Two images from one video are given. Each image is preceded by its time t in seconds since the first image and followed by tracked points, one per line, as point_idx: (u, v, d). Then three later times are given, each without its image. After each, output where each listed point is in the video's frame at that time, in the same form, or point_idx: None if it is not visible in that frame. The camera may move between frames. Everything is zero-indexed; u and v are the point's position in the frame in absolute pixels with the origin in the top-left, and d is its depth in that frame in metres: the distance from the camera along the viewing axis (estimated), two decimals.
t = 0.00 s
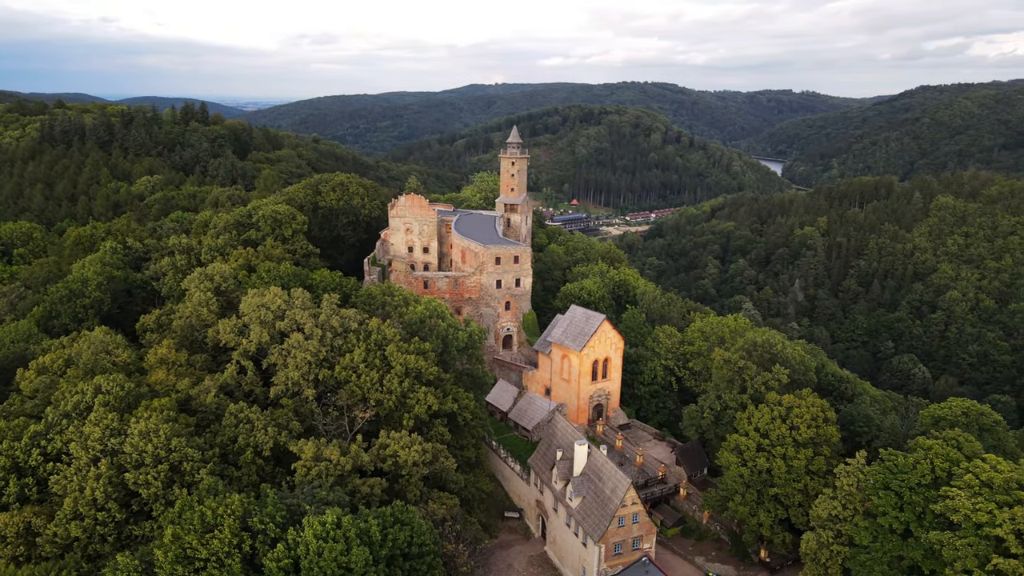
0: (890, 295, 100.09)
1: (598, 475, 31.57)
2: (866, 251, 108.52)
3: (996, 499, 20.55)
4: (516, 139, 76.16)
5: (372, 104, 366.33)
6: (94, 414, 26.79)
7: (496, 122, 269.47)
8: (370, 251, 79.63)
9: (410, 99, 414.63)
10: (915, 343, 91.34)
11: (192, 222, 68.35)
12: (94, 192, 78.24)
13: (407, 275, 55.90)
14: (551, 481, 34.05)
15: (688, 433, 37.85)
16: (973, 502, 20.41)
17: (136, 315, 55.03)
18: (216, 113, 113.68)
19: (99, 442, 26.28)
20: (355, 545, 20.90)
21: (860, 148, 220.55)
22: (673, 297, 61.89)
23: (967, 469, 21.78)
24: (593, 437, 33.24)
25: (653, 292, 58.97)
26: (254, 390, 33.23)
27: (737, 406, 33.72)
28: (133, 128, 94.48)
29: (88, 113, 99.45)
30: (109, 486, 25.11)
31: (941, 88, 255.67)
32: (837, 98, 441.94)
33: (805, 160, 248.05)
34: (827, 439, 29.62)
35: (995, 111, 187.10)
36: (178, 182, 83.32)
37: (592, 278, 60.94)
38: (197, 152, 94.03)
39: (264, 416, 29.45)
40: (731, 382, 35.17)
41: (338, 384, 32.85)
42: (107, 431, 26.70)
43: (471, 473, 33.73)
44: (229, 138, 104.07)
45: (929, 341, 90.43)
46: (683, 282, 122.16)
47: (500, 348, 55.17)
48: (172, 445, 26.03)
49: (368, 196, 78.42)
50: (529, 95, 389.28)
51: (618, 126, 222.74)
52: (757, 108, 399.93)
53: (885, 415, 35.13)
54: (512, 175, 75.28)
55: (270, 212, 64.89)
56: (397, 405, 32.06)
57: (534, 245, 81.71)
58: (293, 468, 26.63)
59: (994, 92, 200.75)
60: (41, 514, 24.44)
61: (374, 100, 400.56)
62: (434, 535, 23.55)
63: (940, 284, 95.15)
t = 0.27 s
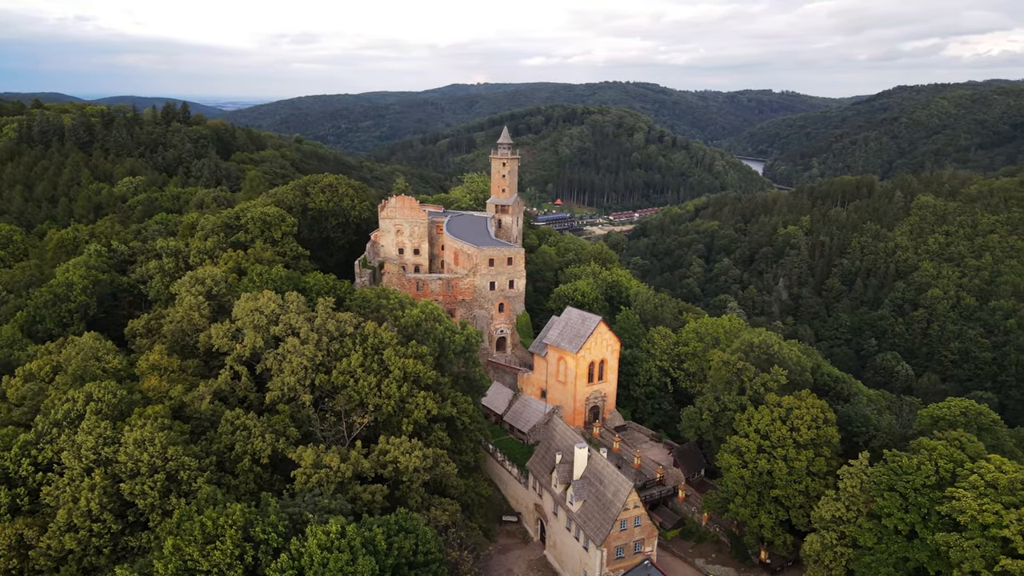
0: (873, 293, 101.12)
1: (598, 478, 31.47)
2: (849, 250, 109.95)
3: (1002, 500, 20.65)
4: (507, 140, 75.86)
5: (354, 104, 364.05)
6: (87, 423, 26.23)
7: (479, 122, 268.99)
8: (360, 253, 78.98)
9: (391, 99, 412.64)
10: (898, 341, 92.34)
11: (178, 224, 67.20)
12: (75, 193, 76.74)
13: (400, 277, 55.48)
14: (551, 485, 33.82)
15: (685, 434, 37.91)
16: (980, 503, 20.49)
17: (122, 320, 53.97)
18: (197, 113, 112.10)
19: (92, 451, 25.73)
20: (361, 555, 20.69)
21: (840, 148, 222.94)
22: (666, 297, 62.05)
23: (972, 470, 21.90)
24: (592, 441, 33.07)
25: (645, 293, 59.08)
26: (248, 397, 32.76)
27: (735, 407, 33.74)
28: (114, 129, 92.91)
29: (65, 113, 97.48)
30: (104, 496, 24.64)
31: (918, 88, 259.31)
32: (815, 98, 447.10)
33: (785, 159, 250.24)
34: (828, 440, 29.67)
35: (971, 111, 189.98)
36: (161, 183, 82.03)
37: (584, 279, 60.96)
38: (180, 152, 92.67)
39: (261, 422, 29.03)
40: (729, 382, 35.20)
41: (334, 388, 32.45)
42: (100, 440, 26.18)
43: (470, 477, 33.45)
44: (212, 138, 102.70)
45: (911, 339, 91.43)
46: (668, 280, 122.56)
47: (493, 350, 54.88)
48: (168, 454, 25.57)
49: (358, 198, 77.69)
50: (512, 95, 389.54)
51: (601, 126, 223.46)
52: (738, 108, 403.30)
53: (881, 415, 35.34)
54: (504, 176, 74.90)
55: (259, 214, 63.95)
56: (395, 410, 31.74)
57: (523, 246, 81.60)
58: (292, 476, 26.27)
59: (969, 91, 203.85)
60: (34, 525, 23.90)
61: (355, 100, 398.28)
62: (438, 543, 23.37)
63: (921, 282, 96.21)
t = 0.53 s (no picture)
0: (856, 292, 102.03)
1: (599, 482, 31.24)
2: (832, 249, 111.12)
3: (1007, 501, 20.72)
4: (497, 141, 75.54)
5: (336, 103, 361.52)
6: (77, 433, 25.65)
7: (462, 122, 268.40)
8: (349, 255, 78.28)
9: (373, 98, 410.36)
10: (882, 339, 93.27)
11: (164, 227, 66.05)
12: (55, 195, 75.14)
13: (392, 279, 55.01)
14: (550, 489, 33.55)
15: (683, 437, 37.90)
16: (986, 505, 20.54)
17: (107, 325, 52.94)
18: (178, 112, 110.46)
19: (84, 461, 25.17)
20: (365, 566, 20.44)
21: (821, 147, 225.00)
22: (658, 298, 62.13)
23: (977, 471, 21.96)
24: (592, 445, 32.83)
25: (638, 294, 59.08)
26: (242, 403, 32.22)
27: (734, 409, 33.71)
28: (94, 129, 91.19)
29: (42, 113, 95.45)
30: (97, 508, 24.11)
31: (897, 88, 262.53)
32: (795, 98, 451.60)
33: (767, 159, 252.11)
34: (828, 442, 29.70)
35: (949, 110, 192.51)
36: (144, 184, 80.68)
37: (577, 280, 60.85)
38: (162, 153, 91.23)
39: (256, 430, 28.53)
40: (727, 384, 35.15)
41: (330, 394, 31.98)
42: (90, 450, 25.58)
43: (469, 483, 33.12)
44: (194, 139, 101.27)
45: (895, 337, 92.29)
46: (653, 280, 122.84)
47: (487, 352, 54.52)
48: (163, 464, 25.05)
49: (347, 199, 76.90)
50: (495, 94, 389.37)
51: (584, 126, 223.97)
52: (719, 108, 406.02)
53: (877, 416, 35.51)
54: (494, 177, 74.53)
55: (248, 216, 62.94)
56: (393, 416, 31.34)
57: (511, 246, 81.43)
58: (290, 485, 25.85)
59: (947, 91, 206.58)
60: (24, 539, 23.32)
61: (337, 100, 395.60)
62: (440, 552, 23.11)
63: (904, 281, 97.24)
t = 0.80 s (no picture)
0: (840, 290, 102.86)
1: (597, 487, 30.95)
2: (816, 248, 112.15)
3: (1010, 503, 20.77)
4: (486, 142, 75.15)
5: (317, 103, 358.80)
6: (65, 444, 25.00)
7: (446, 121, 267.63)
8: (337, 258, 77.49)
9: (355, 98, 407.84)
10: (866, 337, 94.08)
11: (147, 229, 64.80)
12: (33, 197, 73.48)
13: (383, 282, 54.48)
14: (547, 494, 33.26)
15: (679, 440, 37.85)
16: (990, 509, 20.55)
17: (91, 330, 51.79)
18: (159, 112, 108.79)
19: (72, 473, 24.51)
20: None
21: (802, 147, 227.31)
22: (650, 298, 62.15)
23: (979, 474, 21.99)
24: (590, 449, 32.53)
25: (630, 295, 59.00)
26: (233, 410, 31.62)
27: (732, 411, 33.61)
28: (73, 129, 89.42)
29: (18, 113, 93.37)
30: (87, 522, 23.49)
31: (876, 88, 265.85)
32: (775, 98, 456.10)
33: (749, 158, 254.27)
34: (826, 444, 29.67)
35: (926, 109, 195.16)
36: (126, 186, 79.26)
37: (569, 282, 60.66)
38: (144, 153, 89.70)
39: (249, 437, 27.95)
40: (724, 387, 35.06)
41: (324, 400, 31.44)
42: (79, 462, 24.93)
43: (466, 488, 32.72)
44: (176, 139, 99.77)
45: (878, 334, 93.13)
46: (638, 279, 122.99)
47: (479, 355, 54.09)
48: (154, 474, 24.46)
49: (335, 201, 76.07)
50: (478, 94, 388.94)
51: (568, 126, 224.37)
52: (701, 107, 408.77)
53: (871, 415, 35.64)
54: (484, 178, 74.13)
55: (234, 218, 62.01)
56: (388, 422, 30.85)
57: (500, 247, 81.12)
58: (285, 495, 25.37)
59: (924, 91, 209.47)
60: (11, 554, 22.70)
61: (319, 100, 392.54)
62: (441, 563, 22.79)
63: (887, 280, 98.17)
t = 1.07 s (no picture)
0: (824, 290, 103.57)
1: (595, 493, 30.61)
2: (800, 247, 112.97)
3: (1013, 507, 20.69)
4: (475, 143, 74.65)
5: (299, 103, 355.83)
6: (49, 455, 24.25)
7: (429, 121, 266.65)
8: (323, 260, 76.62)
9: (336, 97, 405.07)
10: (850, 335, 94.76)
11: (130, 232, 63.56)
12: (10, 199, 71.73)
13: (373, 285, 53.84)
14: (543, 500, 32.84)
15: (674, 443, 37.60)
16: (994, 512, 20.44)
17: (72, 335, 50.55)
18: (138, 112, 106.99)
19: (56, 486, 23.79)
20: None
21: (783, 147, 229.34)
22: (640, 299, 62.01)
23: (981, 477, 21.91)
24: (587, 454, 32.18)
25: (621, 297, 58.83)
26: (223, 418, 30.93)
27: (729, 415, 33.43)
28: (50, 129, 87.57)
29: None
30: (73, 536, 22.80)
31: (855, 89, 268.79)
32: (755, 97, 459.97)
33: (731, 158, 256.12)
34: (823, 446, 29.59)
35: (905, 109, 197.51)
36: (106, 187, 77.72)
37: (559, 284, 60.36)
38: (124, 154, 88.09)
39: (240, 446, 27.32)
40: (720, 389, 34.89)
41: (316, 407, 30.81)
42: (65, 474, 24.21)
43: (462, 495, 32.24)
44: (157, 140, 98.16)
45: (862, 333, 93.92)
46: (624, 279, 123.02)
47: (470, 359, 53.54)
48: (143, 487, 23.82)
49: (322, 203, 75.17)
50: (461, 94, 388.21)
51: (552, 125, 224.48)
52: (683, 107, 411.03)
53: (865, 417, 35.67)
54: (473, 179, 73.64)
55: (220, 221, 61.03)
56: (382, 429, 30.31)
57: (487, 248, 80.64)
58: (278, 506, 24.81)
59: (903, 91, 212.04)
60: None
61: (300, 100, 389.25)
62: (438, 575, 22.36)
63: (870, 278, 98.98)
